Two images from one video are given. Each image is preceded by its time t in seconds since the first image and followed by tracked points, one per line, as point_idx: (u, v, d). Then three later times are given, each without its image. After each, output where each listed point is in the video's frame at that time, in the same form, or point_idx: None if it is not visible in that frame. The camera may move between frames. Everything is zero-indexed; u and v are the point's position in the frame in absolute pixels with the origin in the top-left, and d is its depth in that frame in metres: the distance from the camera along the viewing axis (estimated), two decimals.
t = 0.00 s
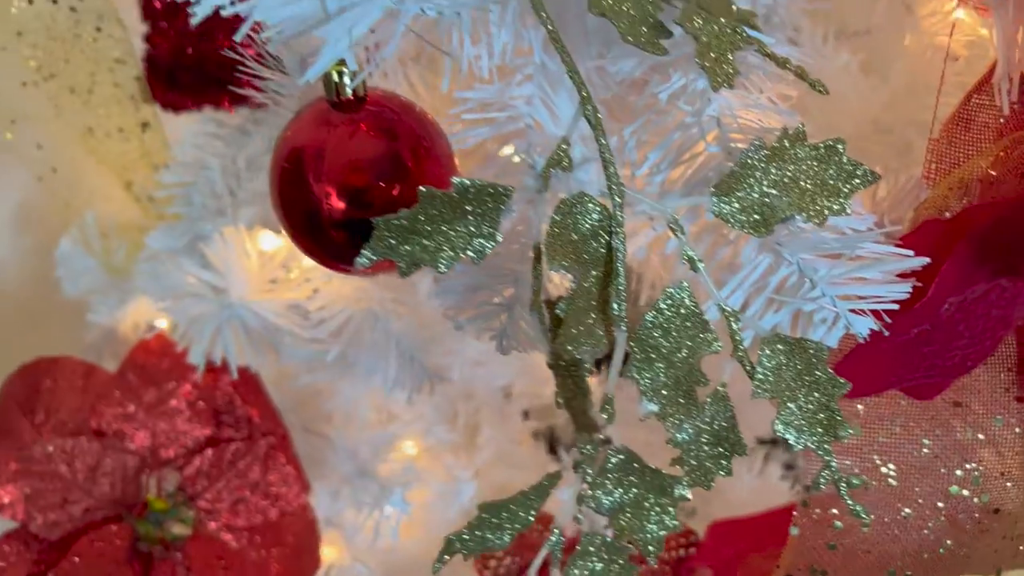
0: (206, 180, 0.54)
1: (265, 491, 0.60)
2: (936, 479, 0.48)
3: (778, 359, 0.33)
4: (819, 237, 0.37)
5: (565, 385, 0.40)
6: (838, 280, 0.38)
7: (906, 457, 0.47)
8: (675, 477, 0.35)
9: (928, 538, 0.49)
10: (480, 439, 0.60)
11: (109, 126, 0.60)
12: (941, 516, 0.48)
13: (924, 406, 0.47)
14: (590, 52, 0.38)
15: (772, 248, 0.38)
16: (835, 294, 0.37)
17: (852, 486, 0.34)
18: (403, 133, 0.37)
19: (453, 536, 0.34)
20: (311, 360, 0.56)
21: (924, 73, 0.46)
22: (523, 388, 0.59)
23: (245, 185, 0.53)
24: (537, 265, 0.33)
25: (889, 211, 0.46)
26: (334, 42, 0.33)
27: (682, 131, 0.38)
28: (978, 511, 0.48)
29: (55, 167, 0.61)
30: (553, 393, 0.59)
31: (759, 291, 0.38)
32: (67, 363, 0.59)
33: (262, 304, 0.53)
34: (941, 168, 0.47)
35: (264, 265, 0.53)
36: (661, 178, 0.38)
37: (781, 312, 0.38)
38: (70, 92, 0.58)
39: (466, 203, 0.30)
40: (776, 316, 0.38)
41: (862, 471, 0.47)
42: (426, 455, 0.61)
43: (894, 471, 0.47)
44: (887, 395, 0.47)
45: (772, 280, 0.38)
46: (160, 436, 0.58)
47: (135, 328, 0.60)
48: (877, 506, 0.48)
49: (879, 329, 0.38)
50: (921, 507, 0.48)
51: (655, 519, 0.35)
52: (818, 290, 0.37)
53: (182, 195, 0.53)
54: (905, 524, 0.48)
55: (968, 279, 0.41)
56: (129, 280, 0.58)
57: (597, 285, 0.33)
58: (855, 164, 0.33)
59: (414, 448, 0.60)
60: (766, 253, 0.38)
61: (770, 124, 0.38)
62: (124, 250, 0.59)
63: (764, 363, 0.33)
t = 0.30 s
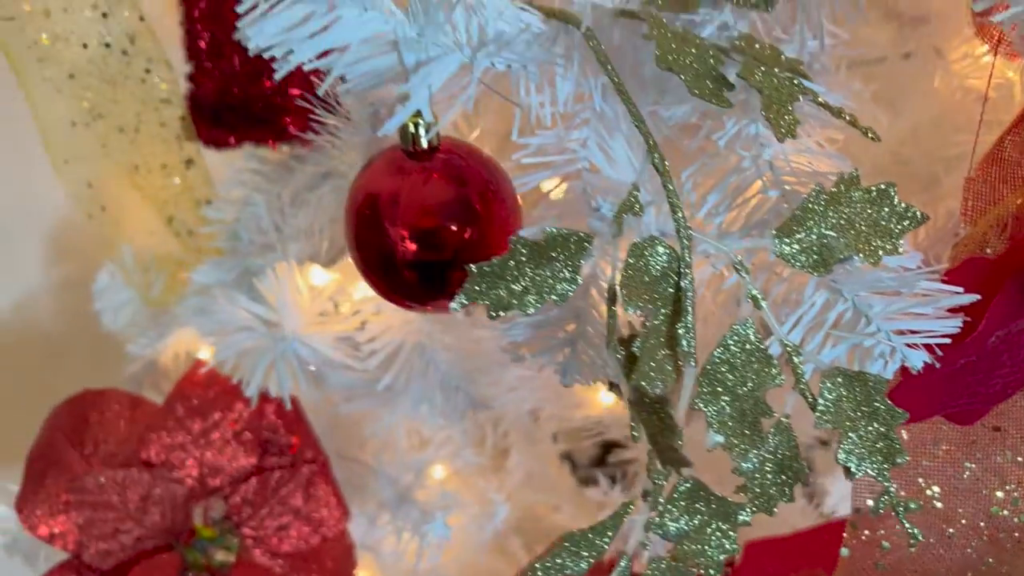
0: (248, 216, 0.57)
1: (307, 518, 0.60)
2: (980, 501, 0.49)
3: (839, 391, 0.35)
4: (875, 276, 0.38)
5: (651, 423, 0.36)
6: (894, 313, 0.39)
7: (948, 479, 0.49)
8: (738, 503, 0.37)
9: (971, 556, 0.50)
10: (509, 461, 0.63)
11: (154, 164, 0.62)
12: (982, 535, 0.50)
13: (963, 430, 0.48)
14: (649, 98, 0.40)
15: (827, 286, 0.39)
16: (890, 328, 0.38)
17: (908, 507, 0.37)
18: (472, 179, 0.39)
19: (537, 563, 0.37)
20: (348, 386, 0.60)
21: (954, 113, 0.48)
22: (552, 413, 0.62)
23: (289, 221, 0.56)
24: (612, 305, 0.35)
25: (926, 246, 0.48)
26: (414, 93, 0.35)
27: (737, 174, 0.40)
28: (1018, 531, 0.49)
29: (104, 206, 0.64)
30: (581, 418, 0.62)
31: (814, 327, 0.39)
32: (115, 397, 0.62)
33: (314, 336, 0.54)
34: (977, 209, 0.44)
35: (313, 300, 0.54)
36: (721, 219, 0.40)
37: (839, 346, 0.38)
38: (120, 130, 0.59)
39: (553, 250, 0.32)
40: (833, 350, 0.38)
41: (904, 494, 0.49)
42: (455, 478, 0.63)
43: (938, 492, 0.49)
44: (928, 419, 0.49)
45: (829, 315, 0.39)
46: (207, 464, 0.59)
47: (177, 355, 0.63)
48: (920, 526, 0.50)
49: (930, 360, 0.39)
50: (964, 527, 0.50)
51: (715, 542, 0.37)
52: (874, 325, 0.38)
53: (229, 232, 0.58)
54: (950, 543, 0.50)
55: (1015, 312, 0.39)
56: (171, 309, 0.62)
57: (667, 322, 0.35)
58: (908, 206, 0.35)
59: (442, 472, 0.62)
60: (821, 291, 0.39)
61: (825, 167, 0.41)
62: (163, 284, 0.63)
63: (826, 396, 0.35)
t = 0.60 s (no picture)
0: (270, 265, 0.60)
1: (324, 553, 0.62)
2: (971, 537, 0.52)
3: (843, 439, 0.38)
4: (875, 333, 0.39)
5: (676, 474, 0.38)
6: (892, 367, 0.39)
7: (943, 514, 0.51)
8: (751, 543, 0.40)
9: None
10: (516, 493, 0.63)
11: (176, 215, 0.64)
12: (976, 566, 0.52)
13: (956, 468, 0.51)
14: (660, 164, 0.43)
15: (830, 340, 0.40)
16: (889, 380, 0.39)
17: (908, 543, 0.40)
18: (497, 243, 0.42)
19: None
20: (371, 424, 0.61)
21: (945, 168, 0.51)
22: (557, 445, 0.62)
23: (309, 269, 0.60)
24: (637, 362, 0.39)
25: (920, 299, 0.49)
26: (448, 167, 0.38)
27: (744, 236, 0.43)
28: (1006, 560, 0.52)
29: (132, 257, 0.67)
30: (585, 450, 0.62)
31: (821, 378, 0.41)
32: (140, 440, 0.64)
33: (338, 382, 0.58)
34: (967, 268, 0.48)
35: (336, 348, 0.58)
36: (730, 278, 0.43)
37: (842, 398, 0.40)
38: (145, 186, 0.62)
39: (583, 314, 0.35)
40: (836, 402, 0.40)
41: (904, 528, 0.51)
42: (463, 512, 0.64)
43: (932, 525, 0.52)
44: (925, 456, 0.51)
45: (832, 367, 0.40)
46: (230, 504, 0.62)
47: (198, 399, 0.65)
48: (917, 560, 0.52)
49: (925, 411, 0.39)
50: (959, 559, 0.52)
51: None
52: (874, 377, 0.39)
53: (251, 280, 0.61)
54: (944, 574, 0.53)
55: (998, 364, 0.44)
56: (190, 352, 0.64)
57: (683, 377, 0.38)
58: (902, 268, 0.38)
59: (451, 507, 0.63)
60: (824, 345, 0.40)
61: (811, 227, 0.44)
62: (183, 328, 0.65)
63: (831, 444, 0.38)
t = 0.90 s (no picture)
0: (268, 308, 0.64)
1: None
2: (934, 564, 0.55)
3: (811, 476, 0.41)
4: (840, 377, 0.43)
5: (659, 514, 0.41)
6: (856, 409, 0.43)
7: (907, 542, 0.54)
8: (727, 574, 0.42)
9: None
10: (503, 521, 0.65)
11: (176, 261, 0.67)
12: None
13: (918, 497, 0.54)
14: (639, 221, 0.47)
15: (797, 385, 0.43)
16: (853, 421, 0.43)
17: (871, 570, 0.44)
18: (489, 292, 0.45)
19: None
20: (365, 459, 0.63)
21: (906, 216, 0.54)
22: (543, 475, 0.64)
23: (304, 312, 0.63)
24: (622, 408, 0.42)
25: (880, 342, 0.52)
26: (443, 228, 0.41)
27: (717, 285, 0.46)
28: None
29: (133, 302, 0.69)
30: (569, 479, 0.64)
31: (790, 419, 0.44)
32: (141, 478, 0.66)
33: (336, 421, 0.60)
34: (923, 313, 0.51)
35: (333, 387, 0.61)
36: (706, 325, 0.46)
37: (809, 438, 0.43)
38: (147, 233, 0.65)
39: (573, 366, 0.38)
40: (805, 441, 0.43)
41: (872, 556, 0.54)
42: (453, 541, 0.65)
43: (897, 552, 0.54)
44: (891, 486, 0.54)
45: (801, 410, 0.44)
46: (230, 540, 0.64)
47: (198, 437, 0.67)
48: None
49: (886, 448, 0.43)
50: None
51: None
52: (839, 419, 0.43)
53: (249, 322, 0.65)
54: None
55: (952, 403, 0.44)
56: (188, 393, 0.65)
57: (664, 419, 0.41)
58: (863, 317, 0.41)
59: (442, 536, 0.65)
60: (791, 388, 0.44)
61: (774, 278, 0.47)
62: (180, 368, 0.67)
63: (800, 480, 0.41)
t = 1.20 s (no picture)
0: (266, 343, 0.66)
1: None
2: None
3: (789, 506, 0.44)
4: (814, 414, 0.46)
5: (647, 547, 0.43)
6: (830, 442, 0.46)
7: (879, 567, 0.56)
8: None
9: None
10: (495, 549, 0.67)
11: (177, 299, 0.68)
12: None
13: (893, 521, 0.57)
14: (625, 265, 0.50)
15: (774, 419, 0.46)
16: (827, 453, 0.45)
17: None
18: (484, 333, 0.47)
19: None
20: (361, 489, 0.65)
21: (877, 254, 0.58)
22: (532, 501, 0.66)
23: (302, 347, 0.66)
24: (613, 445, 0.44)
25: (852, 378, 0.53)
26: (441, 276, 0.43)
27: (699, 325, 0.48)
28: None
29: (136, 339, 0.69)
30: (557, 506, 0.66)
31: (769, 451, 0.47)
32: (143, 510, 0.67)
33: (334, 454, 0.62)
34: (891, 347, 0.51)
35: (330, 422, 0.63)
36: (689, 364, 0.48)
37: (786, 470, 0.47)
38: (150, 273, 0.67)
39: (564, 407, 0.41)
40: (783, 473, 0.47)
41: None
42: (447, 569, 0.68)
43: None
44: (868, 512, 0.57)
45: (778, 443, 0.47)
46: (231, 569, 0.66)
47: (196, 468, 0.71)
48: None
49: (858, 478, 0.46)
50: None
51: None
52: (814, 451, 0.45)
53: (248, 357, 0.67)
54: None
55: (920, 437, 0.46)
56: (187, 426, 0.70)
57: (651, 455, 0.44)
58: (835, 355, 0.44)
59: (435, 563, 0.67)
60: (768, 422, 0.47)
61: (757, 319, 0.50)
62: (179, 402, 0.71)
63: (779, 511, 0.44)
